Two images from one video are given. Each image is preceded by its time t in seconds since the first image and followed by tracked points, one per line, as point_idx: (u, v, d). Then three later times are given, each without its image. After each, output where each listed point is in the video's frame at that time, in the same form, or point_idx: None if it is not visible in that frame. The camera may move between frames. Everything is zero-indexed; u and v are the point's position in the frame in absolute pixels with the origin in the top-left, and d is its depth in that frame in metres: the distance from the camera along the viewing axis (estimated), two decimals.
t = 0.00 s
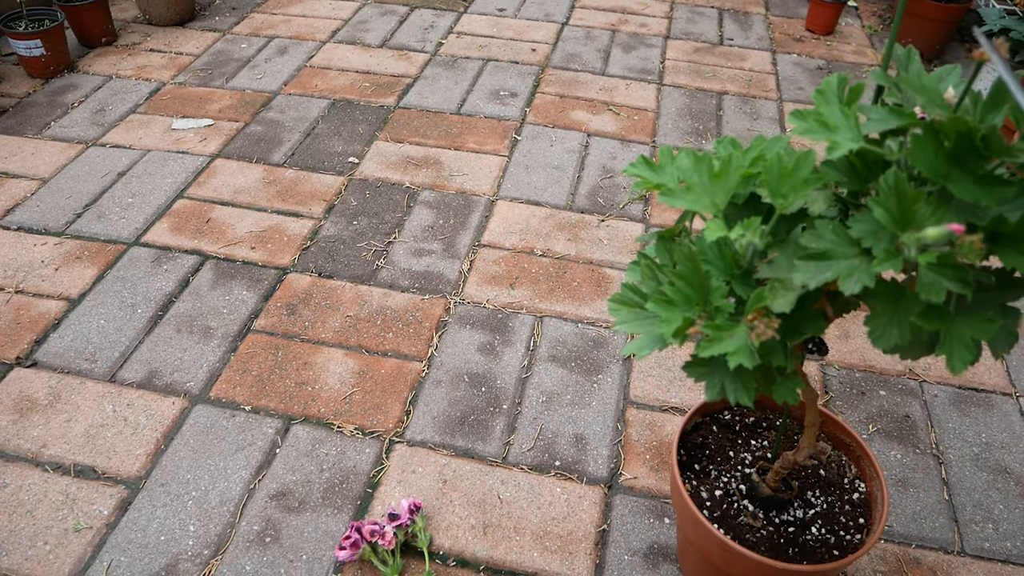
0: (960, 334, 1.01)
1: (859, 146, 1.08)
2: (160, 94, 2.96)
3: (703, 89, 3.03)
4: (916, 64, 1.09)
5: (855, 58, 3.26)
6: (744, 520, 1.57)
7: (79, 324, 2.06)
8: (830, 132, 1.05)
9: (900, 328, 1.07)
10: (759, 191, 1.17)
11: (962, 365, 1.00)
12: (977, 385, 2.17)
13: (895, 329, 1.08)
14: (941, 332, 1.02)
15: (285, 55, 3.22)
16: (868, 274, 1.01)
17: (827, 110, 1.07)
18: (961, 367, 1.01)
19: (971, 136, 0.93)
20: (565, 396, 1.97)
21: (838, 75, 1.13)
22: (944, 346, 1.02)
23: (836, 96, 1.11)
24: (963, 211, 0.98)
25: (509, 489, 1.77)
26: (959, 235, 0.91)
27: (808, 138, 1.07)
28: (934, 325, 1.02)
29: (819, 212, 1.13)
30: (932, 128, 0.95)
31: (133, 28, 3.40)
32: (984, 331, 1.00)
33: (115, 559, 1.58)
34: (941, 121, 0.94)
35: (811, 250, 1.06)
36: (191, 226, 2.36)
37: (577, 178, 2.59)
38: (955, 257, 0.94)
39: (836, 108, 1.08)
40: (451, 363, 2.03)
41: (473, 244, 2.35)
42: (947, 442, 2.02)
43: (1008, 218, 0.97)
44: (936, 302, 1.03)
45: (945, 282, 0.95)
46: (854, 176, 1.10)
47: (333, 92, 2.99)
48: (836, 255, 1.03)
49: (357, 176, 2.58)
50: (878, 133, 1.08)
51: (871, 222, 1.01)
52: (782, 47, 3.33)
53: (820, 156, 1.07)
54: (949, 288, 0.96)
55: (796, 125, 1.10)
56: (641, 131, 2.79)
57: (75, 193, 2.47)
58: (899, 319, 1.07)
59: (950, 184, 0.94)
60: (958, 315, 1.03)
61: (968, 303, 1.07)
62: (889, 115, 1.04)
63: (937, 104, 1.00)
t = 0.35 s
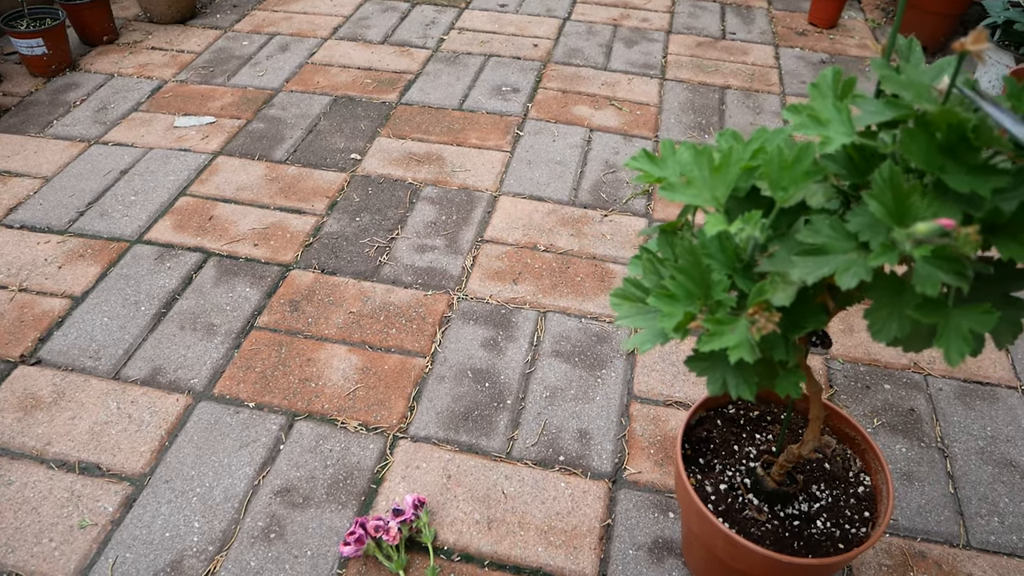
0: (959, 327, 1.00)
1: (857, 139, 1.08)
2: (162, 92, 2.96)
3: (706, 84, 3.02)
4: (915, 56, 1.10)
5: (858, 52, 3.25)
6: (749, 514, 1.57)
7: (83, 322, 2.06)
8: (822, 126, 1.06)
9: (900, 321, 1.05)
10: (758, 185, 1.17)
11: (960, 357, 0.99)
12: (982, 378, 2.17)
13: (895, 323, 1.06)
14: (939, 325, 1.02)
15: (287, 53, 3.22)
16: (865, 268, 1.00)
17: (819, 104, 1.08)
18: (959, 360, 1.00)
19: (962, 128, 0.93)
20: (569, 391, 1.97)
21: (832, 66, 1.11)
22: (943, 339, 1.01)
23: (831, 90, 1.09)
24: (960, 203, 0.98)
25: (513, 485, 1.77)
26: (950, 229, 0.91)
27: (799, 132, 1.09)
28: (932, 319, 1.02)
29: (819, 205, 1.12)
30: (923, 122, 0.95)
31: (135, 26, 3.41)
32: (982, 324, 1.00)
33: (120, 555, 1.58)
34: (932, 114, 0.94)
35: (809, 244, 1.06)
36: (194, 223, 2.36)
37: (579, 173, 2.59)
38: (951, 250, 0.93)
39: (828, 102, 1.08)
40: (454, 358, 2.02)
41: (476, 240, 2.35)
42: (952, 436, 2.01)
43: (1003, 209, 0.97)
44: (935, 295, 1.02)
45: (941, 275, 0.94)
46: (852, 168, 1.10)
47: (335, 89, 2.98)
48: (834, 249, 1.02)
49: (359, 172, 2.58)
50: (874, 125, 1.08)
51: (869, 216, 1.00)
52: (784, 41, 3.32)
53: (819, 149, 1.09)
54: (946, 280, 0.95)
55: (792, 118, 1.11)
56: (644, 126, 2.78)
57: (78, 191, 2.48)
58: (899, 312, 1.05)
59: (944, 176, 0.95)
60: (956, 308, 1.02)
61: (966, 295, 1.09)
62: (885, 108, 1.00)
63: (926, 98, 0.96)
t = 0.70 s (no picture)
0: (972, 325, 1.01)
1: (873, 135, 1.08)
2: (163, 86, 2.95)
3: (709, 76, 3.01)
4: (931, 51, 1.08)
5: (862, 43, 3.23)
6: (756, 507, 1.56)
7: (87, 318, 2.06)
8: (838, 122, 1.05)
9: (913, 319, 1.06)
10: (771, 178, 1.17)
11: (974, 355, 1.00)
12: (988, 370, 2.16)
13: (907, 320, 1.06)
14: (954, 324, 1.02)
15: (288, 46, 3.20)
16: (879, 265, 1.00)
17: (835, 99, 1.07)
18: (973, 358, 1.01)
19: (978, 132, 0.94)
20: (574, 384, 1.96)
21: (849, 61, 1.13)
22: (957, 337, 1.02)
23: (847, 83, 1.10)
24: (975, 203, 1.00)
25: (518, 479, 1.77)
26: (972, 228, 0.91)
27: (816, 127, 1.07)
28: (947, 317, 1.02)
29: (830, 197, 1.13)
30: (940, 123, 0.96)
31: (135, 20, 3.39)
32: (997, 323, 1.00)
33: (127, 551, 1.58)
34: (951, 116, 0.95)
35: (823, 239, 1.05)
36: (197, 218, 2.36)
37: (583, 166, 2.58)
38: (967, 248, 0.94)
39: (844, 97, 1.08)
40: (459, 352, 2.02)
41: (480, 233, 2.34)
42: (957, 428, 2.01)
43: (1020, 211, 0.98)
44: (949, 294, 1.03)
45: (959, 273, 0.95)
46: (866, 162, 1.11)
47: (337, 82, 2.97)
48: (847, 245, 1.02)
49: (362, 166, 2.57)
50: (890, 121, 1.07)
51: (883, 212, 1.01)
52: (787, 33, 3.31)
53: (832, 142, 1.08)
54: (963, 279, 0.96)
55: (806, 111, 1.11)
56: (647, 118, 2.77)
57: (80, 186, 2.47)
58: (912, 310, 1.06)
59: (961, 176, 0.96)
60: (971, 306, 1.03)
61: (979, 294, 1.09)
62: (901, 104, 1.00)
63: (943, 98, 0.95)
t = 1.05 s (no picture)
0: (976, 316, 1.02)
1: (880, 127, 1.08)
2: (160, 86, 2.95)
3: (706, 76, 3.01)
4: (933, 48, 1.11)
5: (858, 44, 3.24)
6: (750, 504, 1.57)
7: (83, 317, 2.06)
8: (851, 112, 1.06)
9: (913, 310, 1.08)
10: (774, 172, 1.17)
11: (977, 347, 1.01)
12: (982, 369, 2.17)
13: (908, 311, 1.08)
14: (956, 315, 1.03)
15: (286, 46, 3.20)
16: (884, 255, 1.02)
17: (847, 89, 1.07)
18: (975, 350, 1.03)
19: (992, 126, 0.96)
20: (570, 383, 1.96)
21: (857, 53, 1.12)
22: (960, 327, 1.03)
23: (856, 75, 1.09)
24: (981, 195, 1.01)
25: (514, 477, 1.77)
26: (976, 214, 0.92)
27: (827, 117, 1.09)
28: (949, 307, 1.04)
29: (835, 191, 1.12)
30: (953, 115, 0.98)
31: (132, 19, 3.39)
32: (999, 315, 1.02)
33: (122, 550, 1.58)
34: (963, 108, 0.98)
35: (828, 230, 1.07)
36: (194, 217, 2.36)
37: (579, 166, 2.58)
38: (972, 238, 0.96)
39: (857, 87, 1.08)
40: (455, 351, 2.02)
41: (477, 233, 2.34)
42: (951, 426, 2.01)
43: None
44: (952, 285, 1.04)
45: (962, 264, 0.96)
46: (871, 156, 1.10)
47: (334, 82, 2.97)
48: (852, 235, 1.04)
49: (359, 166, 2.57)
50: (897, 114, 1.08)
51: (888, 203, 1.03)
52: (784, 33, 3.31)
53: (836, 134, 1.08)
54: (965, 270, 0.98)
55: (815, 105, 1.11)
56: (644, 118, 2.77)
57: (76, 186, 2.47)
58: (914, 301, 1.08)
59: (970, 169, 0.98)
60: (973, 298, 1.04)
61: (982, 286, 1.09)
62: (910, 98, 1.03)
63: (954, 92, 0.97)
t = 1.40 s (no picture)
0: (935, 308, 1.05)
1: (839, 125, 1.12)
2: (142, 89, 2.95)
3: (688, 76, 3.03)
4: (891, 46, 1.12)
5: (839, 43, 3.26)
6: (727, 498, 1.58)
7: (63, 321, 2.06)
8: (812, 110, 1.08)
9: (877, 303, 1.10)
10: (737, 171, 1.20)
11: (937, 338, 1.04)
12: (959, 361, 2.19)
13: (872, 304, 1.11)
14: (917, 306, 1.06)
15: (269, 48, 3.21)
16: (847, 250, 1.05)
17: (808, 87, 1.09)
18: (935, 340, 1.05)
19: (947, 123, 1.00)
20: (551, 381, 1.98)
21: (818, 51, 1.14)
22: (921, 319, 1.06)
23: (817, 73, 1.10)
24: (940, 191, 1.04)
25: (496, 476, 1.78)
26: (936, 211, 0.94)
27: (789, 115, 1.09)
28: (911, 299, 1.07)
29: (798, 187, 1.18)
30: (910, 113, 1.01)
31: (115, 22, 3.39)
32: (959, 306, 1.04)
33: (101, 555, 1.59)
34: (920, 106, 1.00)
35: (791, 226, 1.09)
36: (175, 220, 2.36)
37: (562, 166, 2.60)
38: (931, 232, 0.99)
39: (817, 86, 1.09)
40: (437, 351, 2.03)
41: (459, 233, 2.35)
42: (929, 418, 2.03)
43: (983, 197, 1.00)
44: (913, 278, 1.07)
45: (921, 256, 0.99)
46: (832, 152, 1.14)
47: (317, 84, 2.98)
48: (815, 231, 1.06)
49: (342, 167, 2.58)
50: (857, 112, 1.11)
51: (850, 199, 1.05)
52: (766, 33, 3.34)
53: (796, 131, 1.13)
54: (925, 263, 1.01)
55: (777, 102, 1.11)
56: (627, 118, 2.79)
57: (57, 190, 2.47)
58: (877, 294, 1.10)
59: (928, 164, 1.00)
60: (933, 290, 1.07)
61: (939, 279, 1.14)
62: (871, 95, 1.04)
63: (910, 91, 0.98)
